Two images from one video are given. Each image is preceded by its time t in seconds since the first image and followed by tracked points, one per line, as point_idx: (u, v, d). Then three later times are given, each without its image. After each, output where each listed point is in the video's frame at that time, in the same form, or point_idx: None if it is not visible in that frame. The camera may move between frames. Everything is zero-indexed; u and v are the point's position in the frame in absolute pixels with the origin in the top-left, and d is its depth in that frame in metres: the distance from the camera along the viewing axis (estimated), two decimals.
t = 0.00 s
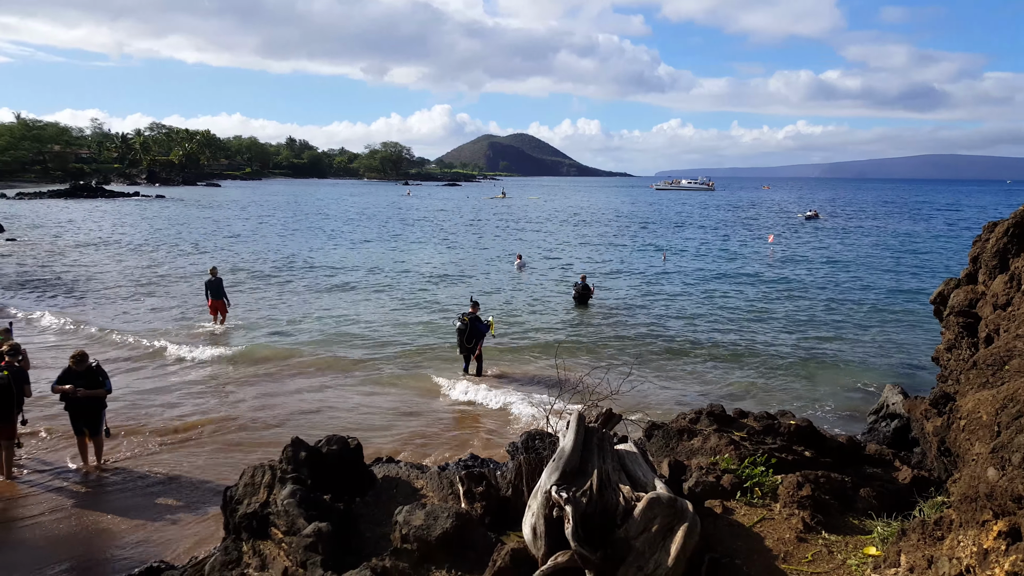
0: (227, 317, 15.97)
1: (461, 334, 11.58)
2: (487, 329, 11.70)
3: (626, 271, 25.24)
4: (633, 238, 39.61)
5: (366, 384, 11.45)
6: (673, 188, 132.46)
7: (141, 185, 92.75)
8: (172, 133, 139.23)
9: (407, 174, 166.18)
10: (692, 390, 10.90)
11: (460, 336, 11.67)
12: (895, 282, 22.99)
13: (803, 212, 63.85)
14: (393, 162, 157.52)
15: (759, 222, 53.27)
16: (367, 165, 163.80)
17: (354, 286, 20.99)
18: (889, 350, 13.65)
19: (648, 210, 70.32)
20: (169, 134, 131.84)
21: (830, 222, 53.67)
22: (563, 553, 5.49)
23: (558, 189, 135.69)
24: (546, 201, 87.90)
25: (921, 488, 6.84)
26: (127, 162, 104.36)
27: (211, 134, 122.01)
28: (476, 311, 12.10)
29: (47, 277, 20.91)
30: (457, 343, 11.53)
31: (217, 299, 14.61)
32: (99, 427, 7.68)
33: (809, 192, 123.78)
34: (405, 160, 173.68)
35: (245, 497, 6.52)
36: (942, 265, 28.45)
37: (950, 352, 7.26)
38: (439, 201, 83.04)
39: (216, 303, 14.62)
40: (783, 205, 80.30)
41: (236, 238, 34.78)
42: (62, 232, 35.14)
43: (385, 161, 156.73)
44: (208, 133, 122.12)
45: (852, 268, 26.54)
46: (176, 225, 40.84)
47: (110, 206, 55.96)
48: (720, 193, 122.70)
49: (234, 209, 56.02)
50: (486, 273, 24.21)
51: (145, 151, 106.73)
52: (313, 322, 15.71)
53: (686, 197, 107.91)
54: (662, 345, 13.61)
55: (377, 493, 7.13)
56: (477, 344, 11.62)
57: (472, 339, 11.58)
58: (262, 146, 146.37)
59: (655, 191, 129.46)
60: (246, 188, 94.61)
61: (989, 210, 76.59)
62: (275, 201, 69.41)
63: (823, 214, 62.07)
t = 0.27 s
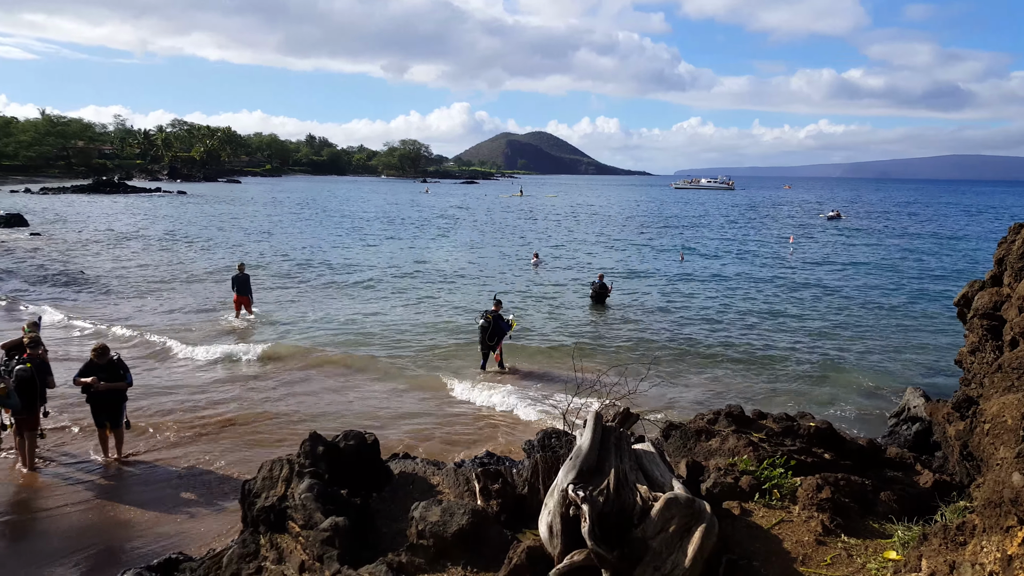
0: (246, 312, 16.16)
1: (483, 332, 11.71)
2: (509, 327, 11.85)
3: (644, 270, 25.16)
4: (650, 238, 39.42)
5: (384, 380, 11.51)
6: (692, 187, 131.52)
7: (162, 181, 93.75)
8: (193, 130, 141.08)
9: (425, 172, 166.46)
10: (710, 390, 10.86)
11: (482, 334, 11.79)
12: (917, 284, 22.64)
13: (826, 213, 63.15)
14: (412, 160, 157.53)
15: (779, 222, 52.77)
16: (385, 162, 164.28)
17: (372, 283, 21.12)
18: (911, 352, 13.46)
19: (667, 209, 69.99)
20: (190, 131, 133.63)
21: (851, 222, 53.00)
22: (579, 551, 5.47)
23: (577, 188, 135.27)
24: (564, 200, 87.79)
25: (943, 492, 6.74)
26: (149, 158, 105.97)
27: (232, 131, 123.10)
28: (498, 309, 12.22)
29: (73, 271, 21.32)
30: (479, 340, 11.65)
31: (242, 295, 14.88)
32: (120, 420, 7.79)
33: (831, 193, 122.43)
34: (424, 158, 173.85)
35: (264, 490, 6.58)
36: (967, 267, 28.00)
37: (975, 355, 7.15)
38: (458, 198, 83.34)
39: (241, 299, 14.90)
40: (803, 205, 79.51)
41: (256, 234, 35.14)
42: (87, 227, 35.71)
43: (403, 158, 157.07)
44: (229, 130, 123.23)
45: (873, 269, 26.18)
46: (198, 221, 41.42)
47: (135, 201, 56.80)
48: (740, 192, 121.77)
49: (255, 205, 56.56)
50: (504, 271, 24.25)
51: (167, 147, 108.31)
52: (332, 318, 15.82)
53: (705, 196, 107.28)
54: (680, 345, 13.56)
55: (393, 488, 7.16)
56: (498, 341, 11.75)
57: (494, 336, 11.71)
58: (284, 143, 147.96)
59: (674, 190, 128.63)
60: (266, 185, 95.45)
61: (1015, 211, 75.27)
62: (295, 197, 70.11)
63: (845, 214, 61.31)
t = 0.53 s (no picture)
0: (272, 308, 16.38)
1: (514, 329, 11.82)
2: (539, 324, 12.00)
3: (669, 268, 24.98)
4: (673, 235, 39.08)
5: (408, 377, 11.57)
6: (718, 183, 129.97)
7: (191, 178, 95.26)
8: (219, 128, 143.48)
9: (450, 168, 166.98)
10: (737, 389, 10.73)
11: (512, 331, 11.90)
12: (951, 283, 22.08)
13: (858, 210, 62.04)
14: (436, 157, 158.35)
15: (808, 219, 51.90)
16: (411, 159, 165.13)
17: (396, 279, 21.29)
18: (944, 353, 13.14)
19: (692, 206, 69.32)
20: (217, 130, 135.94)
21: (882, 220, 51.87)
22: (604, 549, 5.44)
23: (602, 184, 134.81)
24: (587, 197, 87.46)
25: (977, 496, 6.56)
26: (178, 157, 108.10)
27: (259, 129, 124.83)
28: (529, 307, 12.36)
29: (106, 267, 21.86)
30: (509, 337, 11.76)
31: (275, 288, 15.53)
32: (150, 412, 7.94)
33: (861, 189, 120.55)
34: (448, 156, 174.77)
35: (290, 484, 6.65)
36: (1004, 266, 27.24)
37: (1011, 356, 6.96)
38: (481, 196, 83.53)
39: (274, 293, 15.50)
40: (832, 202, 78.14)
41: (283, 231, 35.62)
42: (120, 224, 36.55)
43: (428, 156, 158.02)
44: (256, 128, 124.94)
45: (904, 267, 25.60)
46: (226, 218, 42.19)
47: (168, 199, 57.99)
48: (768, 189, 120.32)
49: (283, 203, 57.33)
50: (528, 268, 24.28)
51: (195, 146, 110.45)
52: (358, 315, 15.97)
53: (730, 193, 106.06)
54: (704, 344, 13.44)
55: (417, 484, 7.18)
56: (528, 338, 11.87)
57: (524, 333, 11.83)
58: (306, 142, 149.72)
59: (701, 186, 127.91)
60: (292, 183, 96.54)
61: None
62: (320, 195, 70.97)
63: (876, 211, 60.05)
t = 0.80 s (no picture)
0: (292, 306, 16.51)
1: (541, 326, 12.15)
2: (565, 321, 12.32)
3: (687, 268, 24.88)
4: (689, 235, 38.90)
5: (428, 375, 11.60)
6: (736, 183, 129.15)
7: (212, 175, 96.06)
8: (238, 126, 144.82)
9: (468, 167, 166.84)
10: (757, 390, 10.70)
11: (539, 328, 12.25)
12: (975, 286, 21.76)
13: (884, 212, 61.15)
14: (455, 156, 158.22)
15: (828, 220, 51.43)
16: (430, 158, 165.10)
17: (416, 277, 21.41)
18: (967, 357, 12.97)
19: (711, 206, 68.98)
20: (237, 127, 137.25)
21: (905, 221, 51.23)
22: (623, 551, 5.40)
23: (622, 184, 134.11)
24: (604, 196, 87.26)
25: (1001, 500, 6.57)
26: (200, 153, 109.24)
27: (280, 128, 125.63)
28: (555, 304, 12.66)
29: (130, 263, 22.19)
30: (537, 334, 12.12)
31: (302, 285, 15.63)
32: (171, 409, 8.04)
33: (886, 190, 119.04)
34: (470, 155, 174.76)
35: (310, 481, 6.67)
36: None
37: None
38: (499, 195, 83.63)
39: (300, 289, 15.60)
40: (853, 203, 77.39)
41: (304, 228, 35.95)
42: (146, 220, 37.08)
43: (447, 155, 157.98)
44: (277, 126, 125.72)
45: (926, 270, 25.29)
46: (246, 215, 42.65)
47: (193, 196, 58.71)
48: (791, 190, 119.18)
49: (304, 201, 57.78)
50: (547, 268, 24.30)
51: (218, 143, 111.59)
52: (379, 313, 16.09)
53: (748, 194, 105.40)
54: (722, 345, 13.39)
55: (436, 483, 7.20)
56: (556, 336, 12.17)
57: (552, 331, 12.14)
58: (329, 139, 150.89)
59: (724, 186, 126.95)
60: (313, 181, 97.04)
61: None
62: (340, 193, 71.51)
63: (899, 213, 59.36)
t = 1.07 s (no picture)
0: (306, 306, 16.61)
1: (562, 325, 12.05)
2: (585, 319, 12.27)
3: (701, 267, 24.80)
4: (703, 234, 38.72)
5: (442, 374, 11.63)
6: (754, 182, 128.50)
7: (228, 175, 96.60)
8: (251, 125, 145.70)
9: (482, 165, 166.61)
10: (771, 391, 10.68)
11: (560, 327, 12.16)
12: (994, 285, 21.52)
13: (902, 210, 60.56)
14: (468, 155, 158.09)
15: (845, 219, 51.03)
16: (445, 156, 164.93)
17: (430, 277, 21.49)
18: (984, 357, 12.85)
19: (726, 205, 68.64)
20: (252, 127, 138.08)
21: (924, 220, 50.70)
22: (638, 551, 5.39)
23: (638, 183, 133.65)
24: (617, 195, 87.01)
25: (1018, 501, 6.61)
26: (215, 152, 110.05)
27: (295, 127, 126.03)
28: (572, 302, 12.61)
29: (147, 262, 22.42)
30: (558, 333, 11.99)
31: (323, 284, 15.85)
32: (188, 408, 8.11)
33: (904, 188, 118.02)
34: (484, 154, 174.65)
35: (325, 480, 6.70)
36: None
37: None
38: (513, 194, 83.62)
39: (322, 289, 15.82)
40: (870, 201, 76.69)
41: (319, 228, 36.13)
42: (163, 220, 37.41)
43: (462, 154, 157.96)
44: (292, 126, 126.13)
45: (944, 269, 25.03)
46: (261, 215, 42.95)
47: (211, 196, 59.13)
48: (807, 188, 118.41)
49: (319, 200, 58.04)
50: (560, 267, 24.32)
51: (235, 142, 112.43)
52: (394, 312, 16.16)
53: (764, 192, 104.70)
54: (736, 344, 13.38)
55: (451, 482, 7.23)
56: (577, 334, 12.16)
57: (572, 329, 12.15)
58: (343, 138, 151.42)
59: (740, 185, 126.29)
60: (329, 180, 97.36)
61: None
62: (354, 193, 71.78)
63: (919, 212, 58.72)
